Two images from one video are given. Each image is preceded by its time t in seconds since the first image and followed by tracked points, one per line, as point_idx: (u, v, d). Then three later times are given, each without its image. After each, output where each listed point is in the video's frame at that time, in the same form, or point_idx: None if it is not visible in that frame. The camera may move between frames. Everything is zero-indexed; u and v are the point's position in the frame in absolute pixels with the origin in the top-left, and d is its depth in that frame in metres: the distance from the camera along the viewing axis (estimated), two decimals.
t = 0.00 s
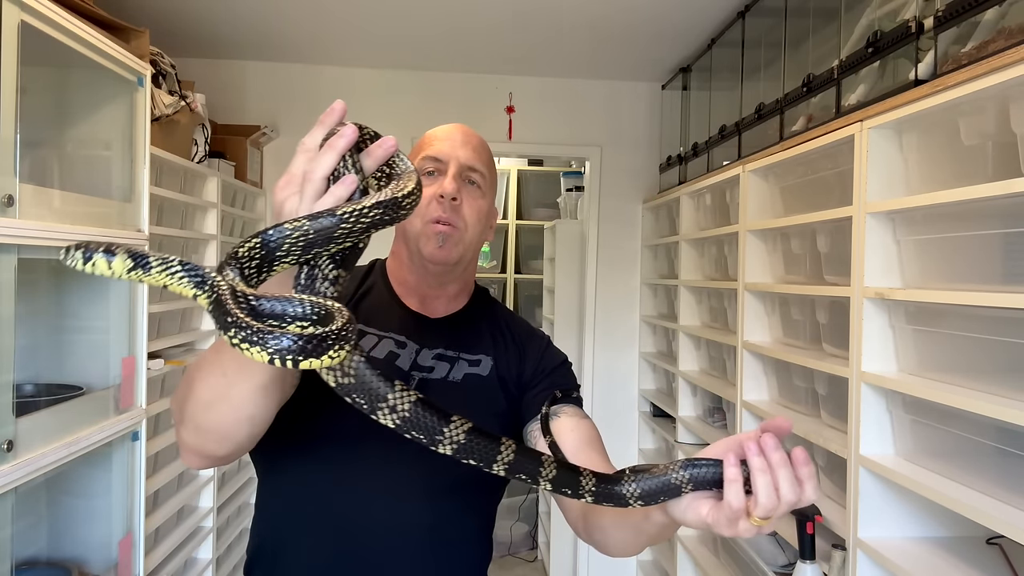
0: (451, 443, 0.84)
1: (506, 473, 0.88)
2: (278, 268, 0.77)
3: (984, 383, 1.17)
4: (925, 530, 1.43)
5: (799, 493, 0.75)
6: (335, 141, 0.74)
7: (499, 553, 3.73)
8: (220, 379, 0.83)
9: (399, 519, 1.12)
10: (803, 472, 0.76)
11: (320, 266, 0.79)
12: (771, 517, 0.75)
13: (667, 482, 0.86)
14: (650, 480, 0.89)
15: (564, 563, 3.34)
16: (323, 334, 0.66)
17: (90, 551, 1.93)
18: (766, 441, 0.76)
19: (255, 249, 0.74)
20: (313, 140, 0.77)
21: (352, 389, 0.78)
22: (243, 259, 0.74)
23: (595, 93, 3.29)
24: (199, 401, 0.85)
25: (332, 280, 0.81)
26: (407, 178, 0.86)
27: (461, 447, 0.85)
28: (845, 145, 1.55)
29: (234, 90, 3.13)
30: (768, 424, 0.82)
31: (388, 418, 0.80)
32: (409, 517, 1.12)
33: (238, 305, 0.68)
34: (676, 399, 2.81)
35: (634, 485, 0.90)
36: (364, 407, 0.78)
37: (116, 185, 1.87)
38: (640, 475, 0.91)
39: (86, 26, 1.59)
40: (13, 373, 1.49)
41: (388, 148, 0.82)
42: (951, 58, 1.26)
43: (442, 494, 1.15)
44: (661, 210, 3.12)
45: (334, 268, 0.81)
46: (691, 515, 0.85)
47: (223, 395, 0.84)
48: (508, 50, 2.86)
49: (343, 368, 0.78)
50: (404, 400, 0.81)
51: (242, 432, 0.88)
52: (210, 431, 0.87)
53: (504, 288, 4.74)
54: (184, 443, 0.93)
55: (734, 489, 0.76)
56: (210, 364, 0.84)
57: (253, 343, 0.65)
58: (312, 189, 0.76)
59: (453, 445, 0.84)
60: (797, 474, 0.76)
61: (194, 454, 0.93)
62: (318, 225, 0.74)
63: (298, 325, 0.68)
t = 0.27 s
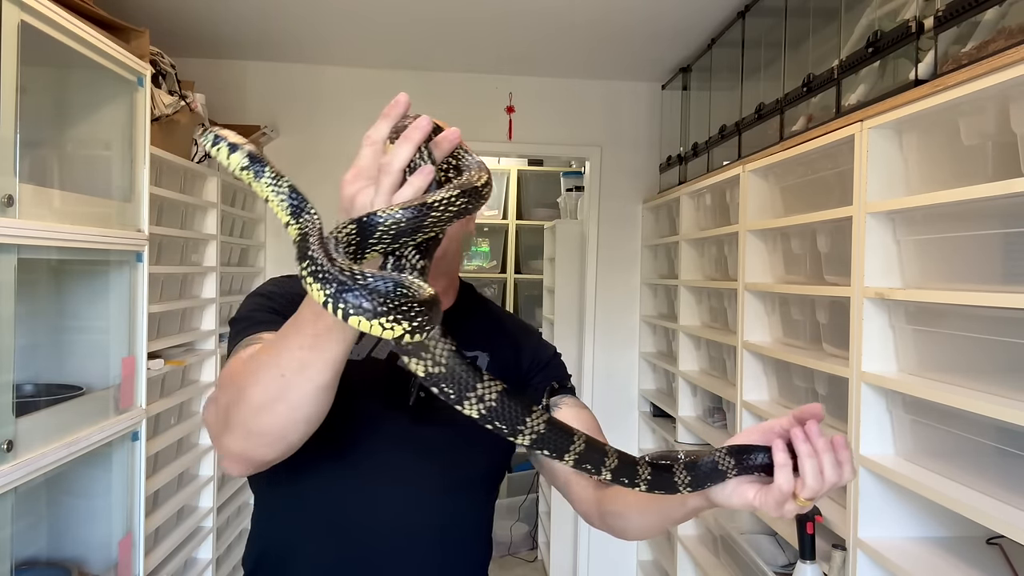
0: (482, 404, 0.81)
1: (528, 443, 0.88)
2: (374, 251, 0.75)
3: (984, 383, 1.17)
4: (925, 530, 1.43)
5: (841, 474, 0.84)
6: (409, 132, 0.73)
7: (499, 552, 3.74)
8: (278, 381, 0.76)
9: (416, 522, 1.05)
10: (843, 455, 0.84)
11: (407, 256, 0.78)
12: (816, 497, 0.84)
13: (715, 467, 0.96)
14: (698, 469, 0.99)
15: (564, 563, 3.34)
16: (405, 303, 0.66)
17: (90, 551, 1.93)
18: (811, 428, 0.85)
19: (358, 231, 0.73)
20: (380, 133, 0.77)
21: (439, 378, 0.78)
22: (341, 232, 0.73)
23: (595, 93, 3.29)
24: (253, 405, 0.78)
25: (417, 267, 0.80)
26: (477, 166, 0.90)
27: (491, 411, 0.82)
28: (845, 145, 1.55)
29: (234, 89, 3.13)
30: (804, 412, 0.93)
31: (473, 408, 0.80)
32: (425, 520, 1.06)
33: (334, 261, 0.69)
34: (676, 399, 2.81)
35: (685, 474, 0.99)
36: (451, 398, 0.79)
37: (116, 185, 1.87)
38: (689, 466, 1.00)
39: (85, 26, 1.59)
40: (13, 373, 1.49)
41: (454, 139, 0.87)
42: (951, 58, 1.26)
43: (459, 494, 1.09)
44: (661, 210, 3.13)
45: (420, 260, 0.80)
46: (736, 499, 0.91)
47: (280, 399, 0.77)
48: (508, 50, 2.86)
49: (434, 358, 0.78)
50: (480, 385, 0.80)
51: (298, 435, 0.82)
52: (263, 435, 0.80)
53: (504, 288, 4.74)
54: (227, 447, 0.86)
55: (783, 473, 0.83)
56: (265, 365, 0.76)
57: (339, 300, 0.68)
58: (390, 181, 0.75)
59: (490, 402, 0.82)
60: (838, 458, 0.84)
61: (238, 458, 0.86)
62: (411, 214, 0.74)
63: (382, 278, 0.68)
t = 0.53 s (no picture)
0: (552, 415, 0.82)
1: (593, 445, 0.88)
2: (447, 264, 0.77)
3: (983, 383, 1.17)
4: (925, 530, 1.43)
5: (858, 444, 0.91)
6: (452, 144, 0.71)
7: (499, 552, 3.74)
8: (318, 400, 0.72)
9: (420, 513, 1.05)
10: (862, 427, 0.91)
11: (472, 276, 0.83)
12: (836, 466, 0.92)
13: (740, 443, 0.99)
14: (726, 446, 1.00)
15: (564, 563, 3.34)
16: (481, 316, 0.68)
17: (90, 551, 1.93)
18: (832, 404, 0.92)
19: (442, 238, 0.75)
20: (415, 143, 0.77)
21: (511, 394, 0.78)
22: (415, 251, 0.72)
23: (595, 93, 3.29)
24: (292, 426, 0.73)
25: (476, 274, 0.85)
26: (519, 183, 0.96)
27: (563, 421, 0.83)
28: (845, 145, 1.55)
29: (235, 89, 3.13)
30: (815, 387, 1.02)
31: (543, 419, 0.81)
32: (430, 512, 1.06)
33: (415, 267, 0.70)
34: (676, 399, 2.81)
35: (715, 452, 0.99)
36: (521, 411, 0.79)
37: (116, 185, 1.87)
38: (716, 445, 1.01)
39: (85, 26, 1.59)
40: (13, 373, 1.49)
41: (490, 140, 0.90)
42: (951, 58, 1.26)
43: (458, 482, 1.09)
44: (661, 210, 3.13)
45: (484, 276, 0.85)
46: (762, 475, 0.97)
47: (320, 418, 0.73)
48: (508, 50, 2.86)
49: (504, 373, 0.78)
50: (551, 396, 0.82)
51: (337, 451, 0.78)
52: (301, 456, 0.76)
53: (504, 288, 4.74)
54: (258, 470, 0.81)
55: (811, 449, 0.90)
56: (304, 383, 0.72)
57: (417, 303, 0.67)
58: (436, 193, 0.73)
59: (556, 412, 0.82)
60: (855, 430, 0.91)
61: (272, 480, 0.81)
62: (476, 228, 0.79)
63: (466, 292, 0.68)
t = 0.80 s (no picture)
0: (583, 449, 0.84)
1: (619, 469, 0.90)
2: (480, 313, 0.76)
3: (983, 383, 1.17)
4: (925, 530, 1.43)
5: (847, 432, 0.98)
6: (470, 182, 0.67)
7: (499, 552, 3.73)
8: (330, 434, 0.72)
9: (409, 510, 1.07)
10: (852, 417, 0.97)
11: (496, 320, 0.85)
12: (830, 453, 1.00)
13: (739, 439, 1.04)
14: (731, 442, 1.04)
15: (564, 563, 3.35)
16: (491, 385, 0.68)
17: (90, 552, 1.93)
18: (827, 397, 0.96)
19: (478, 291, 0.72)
20: (423, 175, 0.73)
21: (544, 434, 0.79)
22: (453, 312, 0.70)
23: (595, 93, 3.29)
24: (302, 459, 0.74)
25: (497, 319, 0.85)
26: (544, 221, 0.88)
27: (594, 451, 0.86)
28: (845, 145, 1.55)
29: (234, 89, 3.13)
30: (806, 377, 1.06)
31: (574, 453, 0.83)
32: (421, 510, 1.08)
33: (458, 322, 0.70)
34: (676, 399, 2.81)
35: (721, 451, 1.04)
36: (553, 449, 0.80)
37: (116, 185, 1.87)
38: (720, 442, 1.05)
39: (85, 25, 1.59)
40: (13, 373, 1.49)
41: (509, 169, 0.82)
42: (951, 58, 1.26)
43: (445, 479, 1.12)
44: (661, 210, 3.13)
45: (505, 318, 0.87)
46: (762, 466, 1.03)
47: (330, 450, 0.73)
48: (508, 50, 2.86)
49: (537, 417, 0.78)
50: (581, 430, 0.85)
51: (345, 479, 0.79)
52: (309, 485, 0.77)
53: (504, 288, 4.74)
54: (262, 499, 0.81)
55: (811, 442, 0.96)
56: (315, 416, 0.72)
57: (419, 369, 0.66)
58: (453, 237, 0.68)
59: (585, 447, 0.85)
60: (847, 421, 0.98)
61: (276, 509, 0.82)
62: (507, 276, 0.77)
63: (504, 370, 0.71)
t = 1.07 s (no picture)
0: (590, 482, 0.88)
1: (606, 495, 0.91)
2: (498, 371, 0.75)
3: (983, 383, 1.17)
4: (925, 530, 1.42)
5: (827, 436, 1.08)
6: (475, 219, 0.61)
7: (499, 552, 3.74)
8: (325, 459, 0.72)
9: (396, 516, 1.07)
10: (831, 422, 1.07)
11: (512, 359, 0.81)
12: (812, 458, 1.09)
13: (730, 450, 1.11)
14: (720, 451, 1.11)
15: (564, 563, 3.35)
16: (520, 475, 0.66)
17: (90, 552, 1.93)
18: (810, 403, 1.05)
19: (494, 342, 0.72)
20: (425, 208, 0.64)
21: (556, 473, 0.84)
22: (476, 377, 0.71)
23: (595, 93, 3.29)
24: (296, 480, 0.73)
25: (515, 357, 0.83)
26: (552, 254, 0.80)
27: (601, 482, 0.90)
28: (845, 145, 1.55)
29: (234, 89, 3.13)
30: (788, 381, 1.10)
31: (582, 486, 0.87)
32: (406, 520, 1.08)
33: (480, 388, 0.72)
34: (676, 399, 2.81)
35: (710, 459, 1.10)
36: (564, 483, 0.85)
37: (116, 184, 1.87)
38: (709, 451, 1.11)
39: (85, 25, 1.59)
40: (12, 373, 1.49)
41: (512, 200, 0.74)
42: (951, 58, 1.26)
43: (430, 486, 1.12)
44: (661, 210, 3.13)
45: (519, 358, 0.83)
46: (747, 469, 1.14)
47: (325, 472, 0.73)
48: (508, 50, 2.86)
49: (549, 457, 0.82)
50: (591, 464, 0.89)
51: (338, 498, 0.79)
52: (303, 504, 0.77)
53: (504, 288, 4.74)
54: (253, 514, 0.80)
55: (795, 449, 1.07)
56: (311, 441, 0.71)
57: (441, 463, 0.65)
58: (458, 276, 0.63)
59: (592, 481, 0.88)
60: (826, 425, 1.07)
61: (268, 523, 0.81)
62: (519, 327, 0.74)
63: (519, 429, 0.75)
